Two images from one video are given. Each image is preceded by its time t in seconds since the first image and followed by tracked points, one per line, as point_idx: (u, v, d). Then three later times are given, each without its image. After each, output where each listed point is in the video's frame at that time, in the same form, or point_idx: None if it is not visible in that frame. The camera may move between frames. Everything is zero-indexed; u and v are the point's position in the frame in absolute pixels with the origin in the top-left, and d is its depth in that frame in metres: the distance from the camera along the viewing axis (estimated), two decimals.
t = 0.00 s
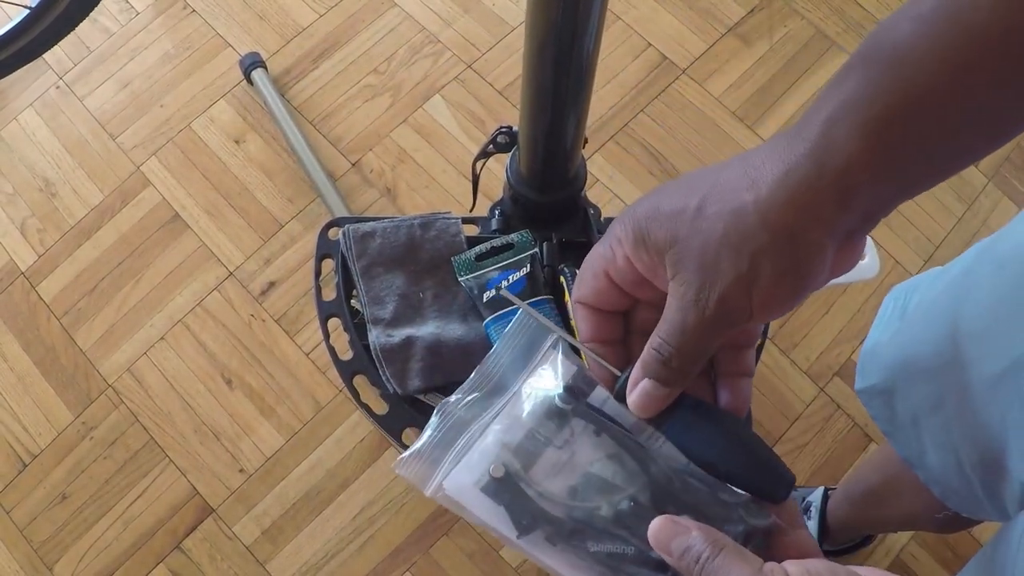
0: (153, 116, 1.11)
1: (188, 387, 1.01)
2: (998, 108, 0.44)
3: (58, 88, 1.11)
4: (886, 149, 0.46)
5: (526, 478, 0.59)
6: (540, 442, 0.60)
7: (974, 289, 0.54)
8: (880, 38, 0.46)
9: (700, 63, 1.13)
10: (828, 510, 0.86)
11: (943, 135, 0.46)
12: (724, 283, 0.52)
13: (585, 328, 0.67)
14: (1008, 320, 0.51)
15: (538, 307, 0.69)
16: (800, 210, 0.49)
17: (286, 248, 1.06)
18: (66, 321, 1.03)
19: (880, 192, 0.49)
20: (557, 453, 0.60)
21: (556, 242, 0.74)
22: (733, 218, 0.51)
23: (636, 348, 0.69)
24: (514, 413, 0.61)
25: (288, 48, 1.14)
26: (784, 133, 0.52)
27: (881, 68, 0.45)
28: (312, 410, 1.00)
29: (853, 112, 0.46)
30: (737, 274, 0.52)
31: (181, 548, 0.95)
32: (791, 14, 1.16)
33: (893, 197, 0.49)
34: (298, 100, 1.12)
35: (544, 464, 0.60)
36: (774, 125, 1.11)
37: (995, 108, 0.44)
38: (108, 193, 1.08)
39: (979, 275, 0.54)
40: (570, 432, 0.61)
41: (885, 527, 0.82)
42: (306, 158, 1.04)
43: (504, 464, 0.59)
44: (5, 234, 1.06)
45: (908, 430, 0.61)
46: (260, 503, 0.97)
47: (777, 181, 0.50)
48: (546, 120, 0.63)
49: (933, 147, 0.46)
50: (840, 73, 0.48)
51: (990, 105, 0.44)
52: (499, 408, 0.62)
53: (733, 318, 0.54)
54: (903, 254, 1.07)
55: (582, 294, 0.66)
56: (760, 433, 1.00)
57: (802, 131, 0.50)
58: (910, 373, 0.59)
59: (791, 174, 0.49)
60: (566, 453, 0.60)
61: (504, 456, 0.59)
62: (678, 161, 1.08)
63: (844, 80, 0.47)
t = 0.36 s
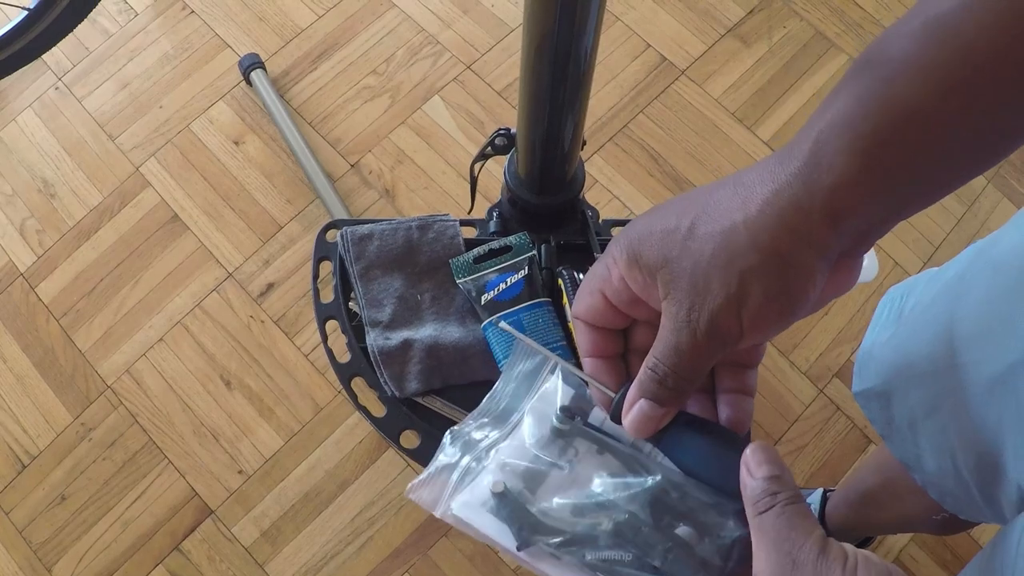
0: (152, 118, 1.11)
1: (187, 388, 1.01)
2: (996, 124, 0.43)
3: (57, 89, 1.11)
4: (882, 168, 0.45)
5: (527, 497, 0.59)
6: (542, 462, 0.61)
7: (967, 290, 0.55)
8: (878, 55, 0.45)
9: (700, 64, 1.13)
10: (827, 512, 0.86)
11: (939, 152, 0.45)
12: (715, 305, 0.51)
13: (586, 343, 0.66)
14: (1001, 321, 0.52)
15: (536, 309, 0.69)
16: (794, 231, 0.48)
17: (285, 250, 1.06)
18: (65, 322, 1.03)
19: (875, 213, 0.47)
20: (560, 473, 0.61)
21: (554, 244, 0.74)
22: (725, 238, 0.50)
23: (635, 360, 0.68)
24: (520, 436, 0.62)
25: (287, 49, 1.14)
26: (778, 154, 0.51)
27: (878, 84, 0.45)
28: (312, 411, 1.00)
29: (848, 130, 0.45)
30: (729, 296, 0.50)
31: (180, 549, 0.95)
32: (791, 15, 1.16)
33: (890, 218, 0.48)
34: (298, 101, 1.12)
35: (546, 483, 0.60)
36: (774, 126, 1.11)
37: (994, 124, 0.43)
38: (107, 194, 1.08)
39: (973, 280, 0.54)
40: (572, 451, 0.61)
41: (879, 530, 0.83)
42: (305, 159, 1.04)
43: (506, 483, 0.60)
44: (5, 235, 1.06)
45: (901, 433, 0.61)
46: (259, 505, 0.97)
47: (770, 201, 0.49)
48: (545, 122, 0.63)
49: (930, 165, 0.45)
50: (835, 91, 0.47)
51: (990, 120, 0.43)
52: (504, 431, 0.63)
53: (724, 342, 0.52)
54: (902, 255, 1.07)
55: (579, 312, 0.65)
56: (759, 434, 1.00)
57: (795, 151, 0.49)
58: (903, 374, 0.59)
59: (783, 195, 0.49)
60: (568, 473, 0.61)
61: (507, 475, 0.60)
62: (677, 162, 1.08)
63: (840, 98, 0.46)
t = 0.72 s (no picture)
0: (152, 118, 1.11)
1: (187, 389, 1.01)
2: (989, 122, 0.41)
3: (57, 90, 1.11)
4: (873, 159, 0.42)
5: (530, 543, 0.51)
6: (546, 504, 0.53)
7: (966, 292, 0.55)
8: (861, 55, 0.43)
9: (700, 64, 1.13)
10: (829, 513, 0.86)
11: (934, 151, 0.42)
12: (715, 314, 0.45)
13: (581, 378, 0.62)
14: (998, 322, 0.52)
15: (536, 312, 0.69)
16: (788, 234, 0.44)
17: (285, 251, 1.06)
18: (65, 323, 1.03)
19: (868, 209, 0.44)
20: (568, 516, 0.53)
21: (555, 247, 0.74)
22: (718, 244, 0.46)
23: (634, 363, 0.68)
24: (518, 473, 0.54)
25: (287, 49, 1.14)
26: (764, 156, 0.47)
27: (872, 81, 0.42)
28: (312, 412, 1.00)
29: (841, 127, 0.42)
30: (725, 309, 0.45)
31: (180, 551, 0.95)
32: (791, 16, 1.16)
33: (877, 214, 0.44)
34: (298, 101, 1.11)
35: (552, 527, 0.52)
36: (774, 127, 1.11)
37: (987, 115, 0.41)
38: (106, 195, 1.07)
39: (972, 282, 0.55)
40: (579, 488, 0.53)
41: (879, 531, 0.83)
42: (305, 160, 1.04)
43: (506, 529, 0.51)
44: (4, 236, 1.06)
45: (899, 435, 0.61)
46: (259, 506, 0.97)
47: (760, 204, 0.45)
48: (545, 124, 0.63)
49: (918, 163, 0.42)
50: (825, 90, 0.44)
51: (977, 117, 0.41)
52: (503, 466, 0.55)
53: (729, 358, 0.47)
54: (902, 256, 1.07)
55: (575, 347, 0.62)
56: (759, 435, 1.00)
57: (781, 152, 0.45)
58: (900, 376, 0.59)
59: (772, 193, 0.44)
60: (577, 515, 0.53)
61: (507, 520, 0.52)
62: (677, 163, 1.08)
63: (829, 96, 0.43)
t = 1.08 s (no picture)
0: (151, 121, 1.10)
1: (187, 393, 1.00)
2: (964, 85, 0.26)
3: (56, 92, 1.11)
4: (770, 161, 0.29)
5: None
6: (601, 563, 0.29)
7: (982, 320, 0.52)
8: None
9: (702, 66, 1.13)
10: (832, 517, 0.86)
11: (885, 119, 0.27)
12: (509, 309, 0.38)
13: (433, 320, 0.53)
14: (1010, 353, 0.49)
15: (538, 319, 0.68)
16: (610, 248, 0.33)
17: (286, 253, 1.05)
18: (65, 326, 1.02)
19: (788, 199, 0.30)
20: None
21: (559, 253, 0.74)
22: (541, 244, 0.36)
23: (637, 369, 0.69)
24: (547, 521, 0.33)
25: (287, 51, 1.13)
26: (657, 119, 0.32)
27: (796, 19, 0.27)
28: (313, 416, 1.00)
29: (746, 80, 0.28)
30: (554, 274, 0.36)
31: (180, 555, 0.95)
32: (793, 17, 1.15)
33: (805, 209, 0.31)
34: (298, 103, 1.11)
35: None
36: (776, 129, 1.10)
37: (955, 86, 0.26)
38: (106, 197, 1.07)
39: (987, 308, 0.52)
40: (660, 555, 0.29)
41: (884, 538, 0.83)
42: (305, 162, 1.04)
43: None
44: (4, 238, 1.05)
45: (918, 460, 0.59)
46: (260, 510, 0.96)
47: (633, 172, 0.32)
48: (549, 130, 0.62)
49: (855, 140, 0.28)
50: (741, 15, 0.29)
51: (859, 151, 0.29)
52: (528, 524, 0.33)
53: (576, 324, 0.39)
54: (905, 258, 1.06)
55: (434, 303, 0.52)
56: (762, 438, 1.00)
57: (655, 129, 0.31)
58: (919, 404, 0.57)
59: (654, 186, 0.31)
60: None
61: None
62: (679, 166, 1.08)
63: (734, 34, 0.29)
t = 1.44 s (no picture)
0: (151, 123, 1.10)
1: (187, 396, 1.00)
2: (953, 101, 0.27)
3: (56, 94, 1.11)
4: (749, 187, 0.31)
5: None
6: None
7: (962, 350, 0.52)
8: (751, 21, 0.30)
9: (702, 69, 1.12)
10: (832, 523, 0.86)
11: (883, 120, 0.28)
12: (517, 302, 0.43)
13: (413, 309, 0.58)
14: (991, 389, 0.49)
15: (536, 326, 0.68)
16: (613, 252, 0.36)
17: (286, 257, 1.05)
18: (65, 329, 1.02)
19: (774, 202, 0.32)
20: None
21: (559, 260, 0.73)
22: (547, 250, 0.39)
23: (637, 377, 0.69)
24: None
25: (287, 54, 1.13)
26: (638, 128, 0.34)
27: (777, 37, 0.29)
28: (312, 419, 0.99)
29: (741, 93, 0.30)
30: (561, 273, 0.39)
31: (180, 558, 0.95)
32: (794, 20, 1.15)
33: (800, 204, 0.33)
34: (298, 106, 1.11)
35: None
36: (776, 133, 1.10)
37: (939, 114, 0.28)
38: (106, 200, 1.07)
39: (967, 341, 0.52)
40: None
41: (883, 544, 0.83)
42: (305, 165, 1.03)
43: None
44: (3, 241, 1.05)
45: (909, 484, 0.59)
46: (259, 514, 0.96)
47: (633, 164, 0.33)
48: (548, 136, 0.62)
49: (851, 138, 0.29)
50: (741, 13, 0.31)
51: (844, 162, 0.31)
52: None
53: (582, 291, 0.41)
54: (905, 263, 1.06)
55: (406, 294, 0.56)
56: (762, 442, 0.99)
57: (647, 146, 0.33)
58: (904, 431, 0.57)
59: (654, 204, 0.33)
60: None
61: None
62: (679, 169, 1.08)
63: (725, 45, 0.31)
